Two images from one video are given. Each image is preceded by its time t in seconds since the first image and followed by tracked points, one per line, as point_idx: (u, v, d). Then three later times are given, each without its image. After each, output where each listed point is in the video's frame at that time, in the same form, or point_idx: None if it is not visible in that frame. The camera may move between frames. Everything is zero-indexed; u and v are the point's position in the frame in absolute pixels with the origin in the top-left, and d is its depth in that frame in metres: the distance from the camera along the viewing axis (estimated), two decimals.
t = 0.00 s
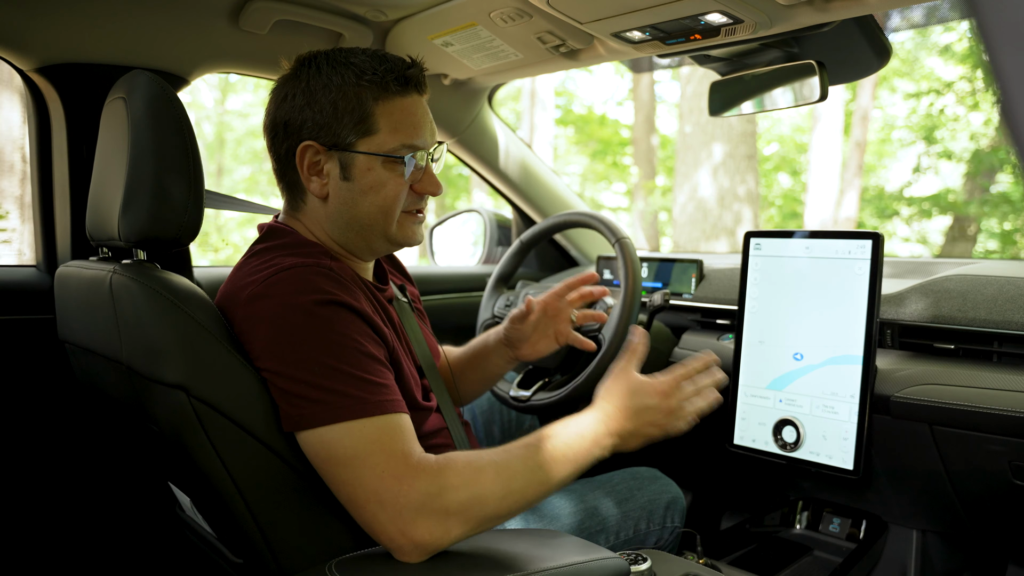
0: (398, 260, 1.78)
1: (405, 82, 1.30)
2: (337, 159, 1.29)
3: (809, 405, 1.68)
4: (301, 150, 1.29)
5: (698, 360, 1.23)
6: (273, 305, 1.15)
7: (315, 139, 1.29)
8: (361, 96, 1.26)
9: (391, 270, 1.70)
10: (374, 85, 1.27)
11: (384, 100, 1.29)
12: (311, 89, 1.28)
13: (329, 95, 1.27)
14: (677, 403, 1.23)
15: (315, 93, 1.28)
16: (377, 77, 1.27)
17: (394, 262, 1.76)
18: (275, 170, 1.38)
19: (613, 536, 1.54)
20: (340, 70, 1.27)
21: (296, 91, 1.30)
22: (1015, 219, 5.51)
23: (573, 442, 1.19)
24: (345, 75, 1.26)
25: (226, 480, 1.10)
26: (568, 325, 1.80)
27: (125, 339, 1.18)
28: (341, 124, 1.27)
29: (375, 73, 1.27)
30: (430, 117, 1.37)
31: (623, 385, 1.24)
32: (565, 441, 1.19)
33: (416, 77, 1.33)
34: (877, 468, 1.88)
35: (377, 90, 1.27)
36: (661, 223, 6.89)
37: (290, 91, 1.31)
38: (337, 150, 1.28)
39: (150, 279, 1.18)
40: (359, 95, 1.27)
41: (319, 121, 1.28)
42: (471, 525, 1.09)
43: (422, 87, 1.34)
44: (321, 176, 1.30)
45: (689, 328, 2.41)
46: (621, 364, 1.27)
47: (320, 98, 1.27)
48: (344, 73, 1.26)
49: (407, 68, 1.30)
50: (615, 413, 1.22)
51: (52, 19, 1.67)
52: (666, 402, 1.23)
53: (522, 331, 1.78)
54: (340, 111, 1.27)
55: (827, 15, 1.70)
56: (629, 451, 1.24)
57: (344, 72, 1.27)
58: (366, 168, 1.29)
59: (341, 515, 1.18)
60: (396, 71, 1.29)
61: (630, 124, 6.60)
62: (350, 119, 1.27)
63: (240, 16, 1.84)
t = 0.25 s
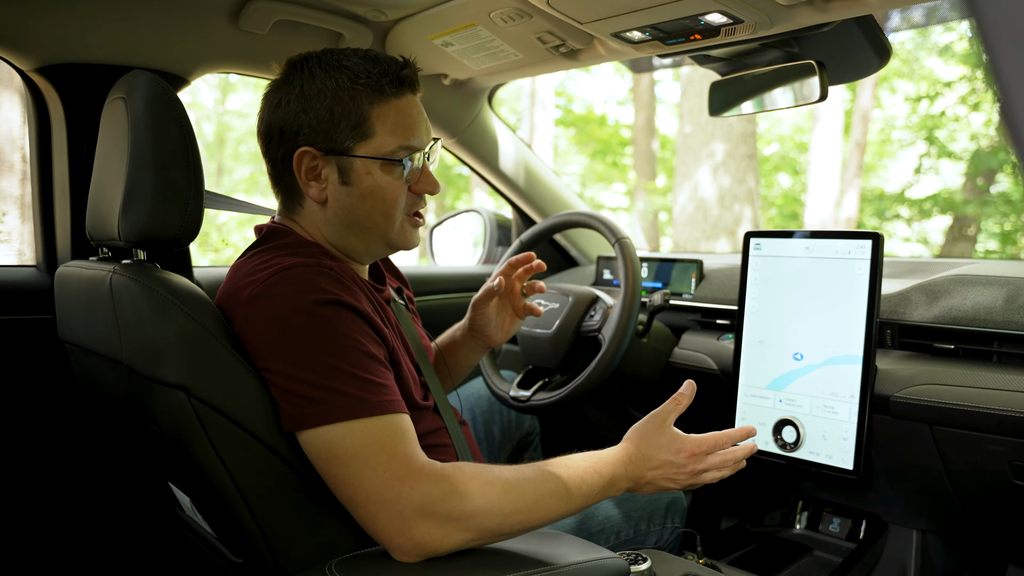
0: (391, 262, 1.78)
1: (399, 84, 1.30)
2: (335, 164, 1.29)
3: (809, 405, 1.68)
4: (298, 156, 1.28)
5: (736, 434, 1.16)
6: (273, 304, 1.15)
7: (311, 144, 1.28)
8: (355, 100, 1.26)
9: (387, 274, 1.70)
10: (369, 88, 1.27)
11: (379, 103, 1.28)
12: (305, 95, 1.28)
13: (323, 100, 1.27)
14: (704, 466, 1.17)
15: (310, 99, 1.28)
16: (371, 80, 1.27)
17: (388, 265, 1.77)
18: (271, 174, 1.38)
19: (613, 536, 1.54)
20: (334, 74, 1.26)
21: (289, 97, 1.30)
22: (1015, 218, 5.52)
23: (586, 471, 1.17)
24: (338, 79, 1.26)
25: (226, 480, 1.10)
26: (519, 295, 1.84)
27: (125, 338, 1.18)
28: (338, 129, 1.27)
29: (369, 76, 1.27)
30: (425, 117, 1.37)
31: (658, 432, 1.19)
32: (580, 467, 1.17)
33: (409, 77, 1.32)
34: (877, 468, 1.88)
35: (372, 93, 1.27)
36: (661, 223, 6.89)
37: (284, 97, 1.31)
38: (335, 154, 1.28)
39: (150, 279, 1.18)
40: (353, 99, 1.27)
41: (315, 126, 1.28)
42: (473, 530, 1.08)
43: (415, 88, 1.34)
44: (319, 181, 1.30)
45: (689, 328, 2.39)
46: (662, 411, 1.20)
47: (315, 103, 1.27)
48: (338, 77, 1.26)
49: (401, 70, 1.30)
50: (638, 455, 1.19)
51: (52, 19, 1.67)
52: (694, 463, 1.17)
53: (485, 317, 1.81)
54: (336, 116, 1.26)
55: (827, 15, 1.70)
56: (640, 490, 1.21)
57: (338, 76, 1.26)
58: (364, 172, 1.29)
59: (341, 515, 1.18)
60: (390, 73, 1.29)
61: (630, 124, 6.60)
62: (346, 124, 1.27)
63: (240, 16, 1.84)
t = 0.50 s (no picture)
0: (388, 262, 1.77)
1: (389, 80, 1.30)
2: (329, 163, 1.29)
3: (809, 404, 1.68)
4: (292, 157, 1.28)
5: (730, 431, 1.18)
6: (272, 304, 1.15)
7: (305, 144, 1.28)
8: (347, 99, 1.26)
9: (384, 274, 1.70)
10: (359, 86, 1.27)
11: (371, 101, 1.28)
12: (297, 95, 1.28)
13: (314, 100, 1.27)
14: (699, 463, 1.19)
15: (301, 100, 1.27)
16: (362, 78, 1.27)
17: (385, 264, 1.76)
18: (266, 176, 1.37)
19: (613, 536, 1.53)
20: (325, 74, 1.26)
21: (280, 98, 1.30)
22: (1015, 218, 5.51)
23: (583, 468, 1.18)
24: (329, 78, 1.26)
25: (226, 480, 1.10)
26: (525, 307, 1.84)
27: (125, 339, 1.18)
28: (331, 128, 1.27)
29: (359, 74, 1.27)
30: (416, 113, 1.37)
31: (654, 429, 1.20)
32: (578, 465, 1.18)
33: (398, 74, 1.32)
34: (877, 468, 1.88)
35: (362, 91, 1.27)
36: (661, 223, 6.89)
37: (275, 99, 1.30)
38: (329, 154, 1.28)
39: (150, 279, 1.18)
40: (344, 97, 1.26)
41: (308, 127, 1.27)
42: (473, 531, 1.08)
43: (405, 84, 1.33)
44: (314, 181, 1.31)
45: (689, 328, 2.40)
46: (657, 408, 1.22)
47: (307, 103, 1.27)
48: (329, 76, 1.26)
49: (391, 67, 1.30)
50: (635, 453, 1.20)
51: (53, 19, 1.67)
52: (690, 460, 1.19)
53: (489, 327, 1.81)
54: (328, 115, 1.26)
55: (827, 15, 1.70)
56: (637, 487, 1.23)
57: (328, 76, 1.26)
58: (359, 171, 1.29)
59: (341, 515, 1.18)
60: (379, 71, 1.29)
61: (630, 124, 6.60)
62: (338, 123, 1.27)
63: (240, 16, 1.84)
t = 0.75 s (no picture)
0: (390, 261, 1.78)
1: (388, 79, 1.29)
2: (326, 162, 1.29)
3: (809, 404, 1.68)
4: (290, 155, 1.29)
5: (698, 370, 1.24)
6: (272, 304, 1.15)
7: (303, 143, 1.29)
8: (345, 98, 1.26)
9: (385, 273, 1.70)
10: (357, 85, 1.26)
11: (369, 100, 1.28)
12: (295, 93, 1.28)
13: (312, 98, 1.27)
14: (678, 408, 1.23)
15: (300, 97, 1.28)
16: (359, 77, 1.26)
17: (387, 263, 1.77)
18: (268, 175, 1.38)
19: (613, 536, 1.54)
20: (323, 72, 1.27)
21: (280, 97, 1.31)
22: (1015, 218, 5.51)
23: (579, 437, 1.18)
24: (326, 77, 1.26)
25: (226, 480, 1.10)
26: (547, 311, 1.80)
27: (125, 339, 1.18)
28: (328, 127, 1.27)
29: (357, 73, 1.27)
30: (417, 112, 1.36)
31: (631, 384, 1.22)
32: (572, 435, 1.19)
33: (398, 73, 1.31)
34: (877, 468, 1.88)
35: (359, 90, 1.26)
36: (661, 223, 6.89)
37: (274, 96, 1.32)
38: (326, 153, 1.28)
39: (150, 279, 1.18)
40: (342, 96, 1.26)
41: (306, 125, 1.28)
42: (468, 526, 1.09)
43: (406, 83, 1.33)
44: (313, 180, 1.31)
45: (689, 327, 2.42)
46: (630, 364, 1.24)
47: (305, 102, 1.28)
48: (327, 75, 1.26)
49: (390, 66, 1.30)
50: (616, 414, 1.21)
51: (52, 20, 1.67)
52: (669, 406, 1.23)
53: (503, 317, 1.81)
54: (326, 114, 1.27)
55: (827, 15, 1.70)
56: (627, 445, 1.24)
57: (326, 74, 1.26)
58: (356, 170, 1.29)
59: (341, 515, 1.18)
60: (378, 70, 1.28)
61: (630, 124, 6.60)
62: (335, 121, 1.27)
63: (240, 16, 1.84)
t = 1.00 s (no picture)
0: (394, 261, 1.79)
1: (392, 81, 1.29)
2: (328, 161, 1.29)
3: (809, 405, 1.68)
4: (292, 154, 1.29)
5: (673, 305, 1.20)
6: (269, 305, 1.15)
7: (305, 142, 1.29)
8: (347, 98, 1.26)
9: (387, 272, 1.70)
10: (359, 86, 1.26)
11: (371, 101, 1.28)
12: (298, 93, 1.29)
13: (315, 98, 1.27)
14: (653, 346, 1.22)
15: (303, 97, 1.29)
16: (363, 78, 1.26)
17: (390, 264, 1.78)
18: (271, 175, 1.38)
19: (613, 536, 1.54)
20: (326, 73, 1.27)
21: (285, 96, 1.31)
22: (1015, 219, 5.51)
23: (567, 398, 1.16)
24: (330, 76, 1.26)
25: (226, 480, 1.10)
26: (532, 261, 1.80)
27: (125, 339, 1.18)
28: (330, 127, 1.27)
29: (360, 74, 1.27)
30: (421, 115, 1.35)
31: (600, 334, 1.21)
32: (557, 395, 1.16)
33: (401, 76, 1.31)
34: (877, 468, 1.88)
35: (362, 91, 1.26)
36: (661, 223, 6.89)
37: (278, 96, 1.32)
38: (327, 152, 1.28)
39: (150, 279, 1.18)
40: (344, 96, 1.26)
41: (308, 124, 1.28)
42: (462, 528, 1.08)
43: (409, 86, 1.32)
44: (314, 179, 1.31)
45: (689, 328, 2.41)
46: (596, 314, 1.23)
47: (308, 101, 1.28)
48: (330, 75, 1.26)
49: (394, 67, 1.30)
50: (595, 362, 1.20)
51: (52, 20, 1.67)
52: (643, 347, 1.20)
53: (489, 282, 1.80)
54: (328, 114, 1.27)
55: (827, 15, 1.70)
56: (614, 391, 1.24)
57: (329, 75, 1.27)
58: (357, 170, 1.28)
59: (341, 515, 1.18)
60: (381, 72, 1.28)
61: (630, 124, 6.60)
62: (337, 121, 1.27)
63: (240, 16, 1.84)
